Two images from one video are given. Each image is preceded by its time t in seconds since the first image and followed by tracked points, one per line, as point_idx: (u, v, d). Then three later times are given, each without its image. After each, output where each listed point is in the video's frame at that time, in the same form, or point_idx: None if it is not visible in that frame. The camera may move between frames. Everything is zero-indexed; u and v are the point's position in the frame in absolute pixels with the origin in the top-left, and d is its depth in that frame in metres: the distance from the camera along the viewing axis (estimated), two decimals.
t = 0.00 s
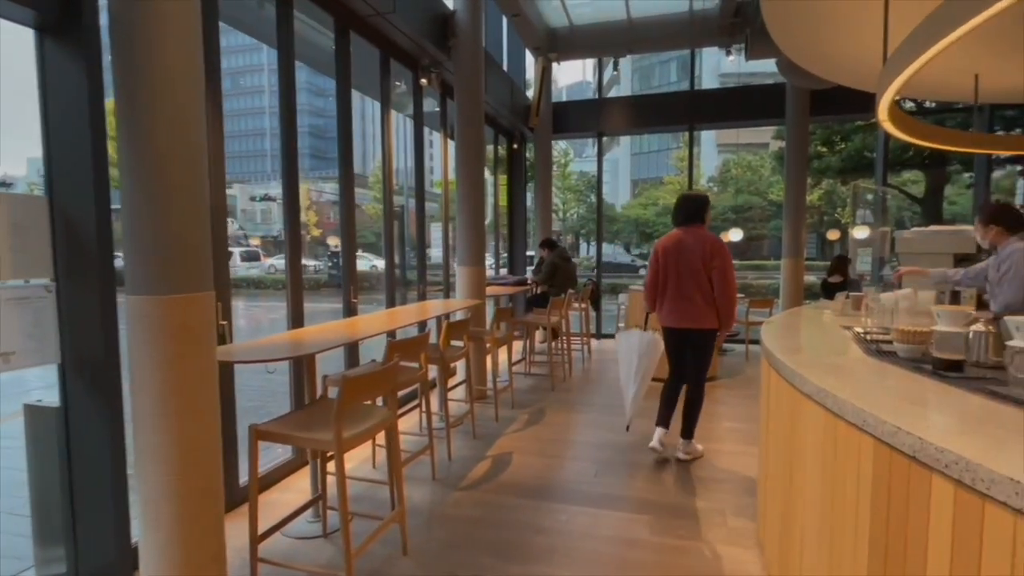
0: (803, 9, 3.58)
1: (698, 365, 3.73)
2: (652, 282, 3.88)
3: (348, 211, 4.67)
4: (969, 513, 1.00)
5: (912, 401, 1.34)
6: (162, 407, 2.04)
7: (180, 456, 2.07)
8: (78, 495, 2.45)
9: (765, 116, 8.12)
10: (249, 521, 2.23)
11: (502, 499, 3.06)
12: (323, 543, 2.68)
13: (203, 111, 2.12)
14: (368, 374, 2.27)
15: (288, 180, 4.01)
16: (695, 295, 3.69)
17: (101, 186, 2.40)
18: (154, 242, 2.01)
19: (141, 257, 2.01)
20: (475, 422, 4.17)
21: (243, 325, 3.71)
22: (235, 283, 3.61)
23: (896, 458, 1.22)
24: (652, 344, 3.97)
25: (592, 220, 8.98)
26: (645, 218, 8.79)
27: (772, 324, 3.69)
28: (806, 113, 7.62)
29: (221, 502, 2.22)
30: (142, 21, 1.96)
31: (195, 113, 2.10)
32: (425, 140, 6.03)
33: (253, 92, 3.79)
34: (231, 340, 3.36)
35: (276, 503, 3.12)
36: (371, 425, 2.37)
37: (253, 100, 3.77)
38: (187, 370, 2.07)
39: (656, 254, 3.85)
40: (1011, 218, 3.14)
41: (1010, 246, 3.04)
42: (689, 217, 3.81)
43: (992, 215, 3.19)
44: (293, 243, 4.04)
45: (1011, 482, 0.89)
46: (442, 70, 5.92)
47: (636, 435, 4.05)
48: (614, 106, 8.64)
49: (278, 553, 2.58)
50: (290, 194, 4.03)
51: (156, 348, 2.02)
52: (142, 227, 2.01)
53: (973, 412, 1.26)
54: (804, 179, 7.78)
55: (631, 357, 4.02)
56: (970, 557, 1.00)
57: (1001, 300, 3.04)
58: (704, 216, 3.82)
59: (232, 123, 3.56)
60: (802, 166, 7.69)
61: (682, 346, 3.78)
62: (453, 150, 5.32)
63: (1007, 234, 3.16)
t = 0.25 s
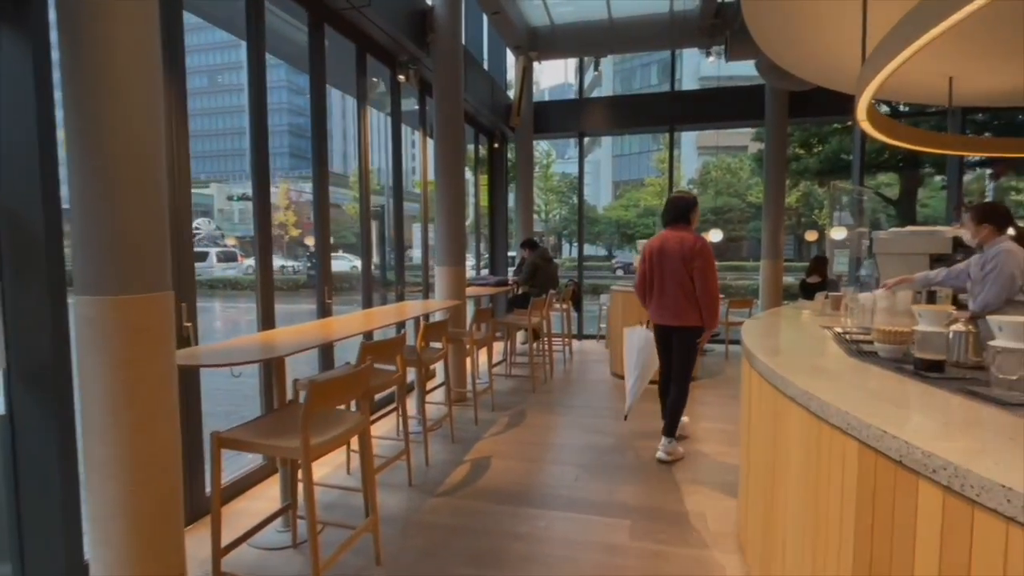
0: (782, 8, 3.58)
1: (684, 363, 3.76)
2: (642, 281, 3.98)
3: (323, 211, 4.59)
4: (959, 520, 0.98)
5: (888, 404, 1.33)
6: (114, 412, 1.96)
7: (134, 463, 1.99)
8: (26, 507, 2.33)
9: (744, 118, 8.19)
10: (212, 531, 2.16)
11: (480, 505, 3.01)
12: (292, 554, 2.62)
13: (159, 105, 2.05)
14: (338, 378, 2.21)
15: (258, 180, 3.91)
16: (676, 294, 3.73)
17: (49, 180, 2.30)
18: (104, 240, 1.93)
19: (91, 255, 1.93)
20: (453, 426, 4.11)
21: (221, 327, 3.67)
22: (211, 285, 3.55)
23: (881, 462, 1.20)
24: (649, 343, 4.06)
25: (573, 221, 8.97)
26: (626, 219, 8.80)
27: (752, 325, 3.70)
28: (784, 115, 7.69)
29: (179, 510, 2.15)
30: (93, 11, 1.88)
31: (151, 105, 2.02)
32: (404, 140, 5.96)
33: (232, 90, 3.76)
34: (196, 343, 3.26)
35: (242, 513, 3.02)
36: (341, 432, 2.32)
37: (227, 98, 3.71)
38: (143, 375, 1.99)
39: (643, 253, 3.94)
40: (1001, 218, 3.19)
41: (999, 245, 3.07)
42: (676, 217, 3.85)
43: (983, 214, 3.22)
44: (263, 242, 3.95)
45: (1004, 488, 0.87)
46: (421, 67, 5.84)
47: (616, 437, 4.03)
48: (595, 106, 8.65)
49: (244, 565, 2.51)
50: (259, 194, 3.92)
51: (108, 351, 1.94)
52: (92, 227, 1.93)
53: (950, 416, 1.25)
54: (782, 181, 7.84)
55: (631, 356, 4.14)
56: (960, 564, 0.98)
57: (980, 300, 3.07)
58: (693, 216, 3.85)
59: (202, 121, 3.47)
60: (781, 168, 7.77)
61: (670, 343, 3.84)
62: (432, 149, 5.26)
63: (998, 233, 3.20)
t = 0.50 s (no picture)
0: (767, 7, 3.56)
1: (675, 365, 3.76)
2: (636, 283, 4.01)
3: (304, 211, 4.51)
4: (971, 539, 0.94)
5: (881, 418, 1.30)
6: (67, 423, 1.86)
7: (91, 477, 1.90)
8: None
9: (729, 119, 8.22)
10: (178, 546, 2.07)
11: (463, 514, 2.96)
12: (267, 568, 2.54)
13: (120, 103, 1.97)
14: (311, 388, 2.14)
15: (235, 180, 3.80)
16: (662, 298, 3.74)
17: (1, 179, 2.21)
18: (56, 241, 1.84)
19: (43, 258, 1.84)
20: (437, 431, 4.05)
21: (199, 329, 3.58)
22: (190, 287, 3.49)
23: (885, 474, 1.16)
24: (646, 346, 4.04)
25: (559, 222, 8.94)
26: (612, 220, 8.79)
27: (738, 328, 3.70)
28: (769, 117, 7.72)
29: (142, 524, 2.06)
30: None
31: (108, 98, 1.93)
32: (388, 139, 5.88)
33: (209, 88, 3.65)
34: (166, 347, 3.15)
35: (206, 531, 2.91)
36: (310, 447, 2.23)
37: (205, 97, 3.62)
38: (98, 384, 1.90)
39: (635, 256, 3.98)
40: (990, 218, 3.19)
41: (988, 246, 3.10)
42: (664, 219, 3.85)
43: (975, 214, 3.20)
44: (238, 242, 3.83)
45: (1020, 507, 0.83)
46: (403, 63, 5.74)
47: (601, 441, 4.00)
48: (581, 106, 8.63)
49: None
50: (234, 193, 3.80)
51: (61, 359, 1.85)
52: (42, 229, 1.83)
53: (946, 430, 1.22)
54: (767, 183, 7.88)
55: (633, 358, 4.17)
56: None
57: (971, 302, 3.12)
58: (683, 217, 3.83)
59: (176, 118, 3.37)
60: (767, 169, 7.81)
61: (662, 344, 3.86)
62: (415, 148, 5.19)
63: (988, 233, 3.19)
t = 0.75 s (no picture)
0: (753, 9, 3.56)
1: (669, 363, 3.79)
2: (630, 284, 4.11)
3: (283, 213, 4.43)
4: (984, 559, 1.01)
5: (878, 436, 1.30)
6: (16, 440, 1.75)
7: (42, 496, 1.78)
8: None
9: (712, 122, 8.26)
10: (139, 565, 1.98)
11: (446, 526, 2.90)
12: None
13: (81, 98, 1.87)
14: (286, 398, 2.11)
15: (208, 181, 3.65)
16: (651, 297, 3.82)
17: None
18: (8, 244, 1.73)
19: None
20: (419, 439, 3.98)
21: (175, 334, 3.49)
22: (167, 288, 3.40)
23: (889, 490, 1.25)
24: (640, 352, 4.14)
25: (543, 224, 8.90)
26: (596, 222, 8.78)
27: (723, 331, 3.70)
28: (752, 120, 7.76)
29: (99, 544, 1.95)
30: None
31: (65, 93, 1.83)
32: (369, 139, 5.79)
33: (180, 86, 3.52)
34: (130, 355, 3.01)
35: (167, 553, 2.79)
36: (292, 455, 2.23)
37: (178, 95, 3.50)
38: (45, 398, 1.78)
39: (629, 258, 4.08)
40: (976, 222, 3.23)
41: (972, 250, 3.14)
42: (655, 221, 3.95)
43: (964, 217, 3.22)
44: (210, 243, 3.67)
45: None
46: (385, 61, 5.65)
47: (586, 447, 3.96)
48: (564, 108, 8.61)
49: None
50: (206, 195, 3.65)
51: (9, 371, 1.73)
52: None
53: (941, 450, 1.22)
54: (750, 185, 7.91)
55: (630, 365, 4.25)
56: None
57: (954, 306, 3.15)
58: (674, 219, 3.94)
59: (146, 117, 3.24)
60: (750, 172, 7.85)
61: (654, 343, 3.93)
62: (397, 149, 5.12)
63: (974, 237, 3.22)
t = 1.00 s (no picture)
0: (741, 7, 3.56)
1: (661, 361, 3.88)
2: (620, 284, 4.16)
3: (261, 213, 4.32)
4: (980, 567, 1.01)
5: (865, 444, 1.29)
6: None
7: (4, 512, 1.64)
8: None
9: (697, 124, 8.30)
10: None
11: (429, 533, 2.86)
12: None
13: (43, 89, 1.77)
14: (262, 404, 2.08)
15: (181, 180, 3.52)
16: (640, 296, 3.88)
17: None
18: None
19: None
20: (402, 442, 3.94)
21: (154, 334, 3.39)
22: (146, 289, 3.32)
23: (880, 496, 1.25)
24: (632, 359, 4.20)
25: (528, 224, 8.88)
26: (581, 223, 8.78)
27: (708, 331, 3.71)
28: (736, 121, 7.81)
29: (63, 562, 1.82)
30: None
31: (28, 83, 1.74)
32: (352, 138, 5.72)
33: (153, 84, 3.40)
34: (100, 360, 2.90)
35: (139, 564, 2.72)
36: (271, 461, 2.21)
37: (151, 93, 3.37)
38: (6, 406, 1.65)
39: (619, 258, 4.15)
40: (956, 222, 3.25)
41: (948, 250, 3.17)
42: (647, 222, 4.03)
43: (942, 217, 3.25)
44: (185, 242, 3.54)
45: None
46: (368, 58, 5.58)
47: (572, 449, 3.95)
48: (550, 108, 8.61)
49: None
50: (180, 195, 3.52)
51: None
52: None
53: (928, 459, 1.22)
54: (734, 186, 7.96)
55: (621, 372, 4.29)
56: None
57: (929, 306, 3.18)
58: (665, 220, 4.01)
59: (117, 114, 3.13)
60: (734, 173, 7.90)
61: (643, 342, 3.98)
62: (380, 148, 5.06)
63: (952, 237, 3.24)
